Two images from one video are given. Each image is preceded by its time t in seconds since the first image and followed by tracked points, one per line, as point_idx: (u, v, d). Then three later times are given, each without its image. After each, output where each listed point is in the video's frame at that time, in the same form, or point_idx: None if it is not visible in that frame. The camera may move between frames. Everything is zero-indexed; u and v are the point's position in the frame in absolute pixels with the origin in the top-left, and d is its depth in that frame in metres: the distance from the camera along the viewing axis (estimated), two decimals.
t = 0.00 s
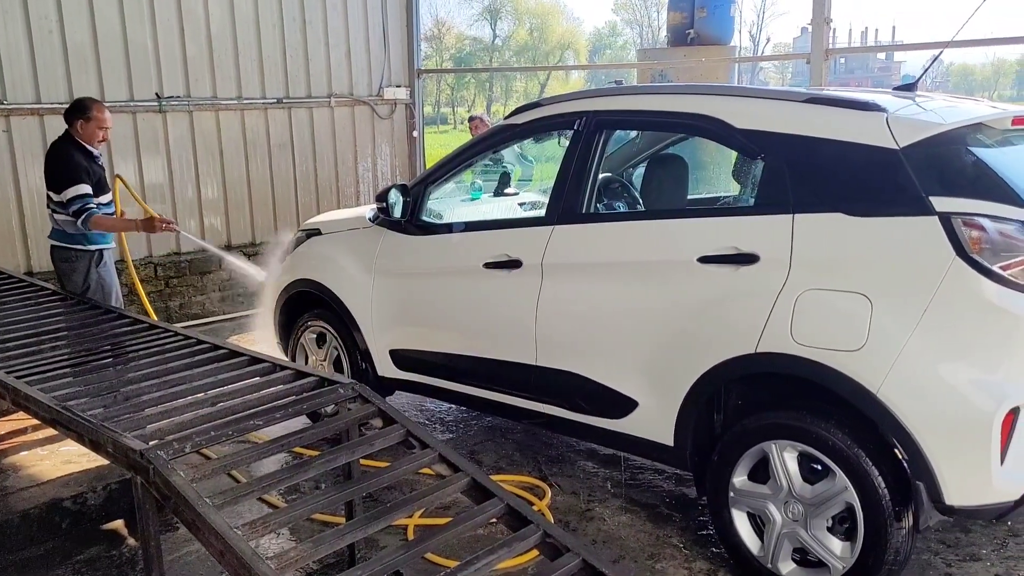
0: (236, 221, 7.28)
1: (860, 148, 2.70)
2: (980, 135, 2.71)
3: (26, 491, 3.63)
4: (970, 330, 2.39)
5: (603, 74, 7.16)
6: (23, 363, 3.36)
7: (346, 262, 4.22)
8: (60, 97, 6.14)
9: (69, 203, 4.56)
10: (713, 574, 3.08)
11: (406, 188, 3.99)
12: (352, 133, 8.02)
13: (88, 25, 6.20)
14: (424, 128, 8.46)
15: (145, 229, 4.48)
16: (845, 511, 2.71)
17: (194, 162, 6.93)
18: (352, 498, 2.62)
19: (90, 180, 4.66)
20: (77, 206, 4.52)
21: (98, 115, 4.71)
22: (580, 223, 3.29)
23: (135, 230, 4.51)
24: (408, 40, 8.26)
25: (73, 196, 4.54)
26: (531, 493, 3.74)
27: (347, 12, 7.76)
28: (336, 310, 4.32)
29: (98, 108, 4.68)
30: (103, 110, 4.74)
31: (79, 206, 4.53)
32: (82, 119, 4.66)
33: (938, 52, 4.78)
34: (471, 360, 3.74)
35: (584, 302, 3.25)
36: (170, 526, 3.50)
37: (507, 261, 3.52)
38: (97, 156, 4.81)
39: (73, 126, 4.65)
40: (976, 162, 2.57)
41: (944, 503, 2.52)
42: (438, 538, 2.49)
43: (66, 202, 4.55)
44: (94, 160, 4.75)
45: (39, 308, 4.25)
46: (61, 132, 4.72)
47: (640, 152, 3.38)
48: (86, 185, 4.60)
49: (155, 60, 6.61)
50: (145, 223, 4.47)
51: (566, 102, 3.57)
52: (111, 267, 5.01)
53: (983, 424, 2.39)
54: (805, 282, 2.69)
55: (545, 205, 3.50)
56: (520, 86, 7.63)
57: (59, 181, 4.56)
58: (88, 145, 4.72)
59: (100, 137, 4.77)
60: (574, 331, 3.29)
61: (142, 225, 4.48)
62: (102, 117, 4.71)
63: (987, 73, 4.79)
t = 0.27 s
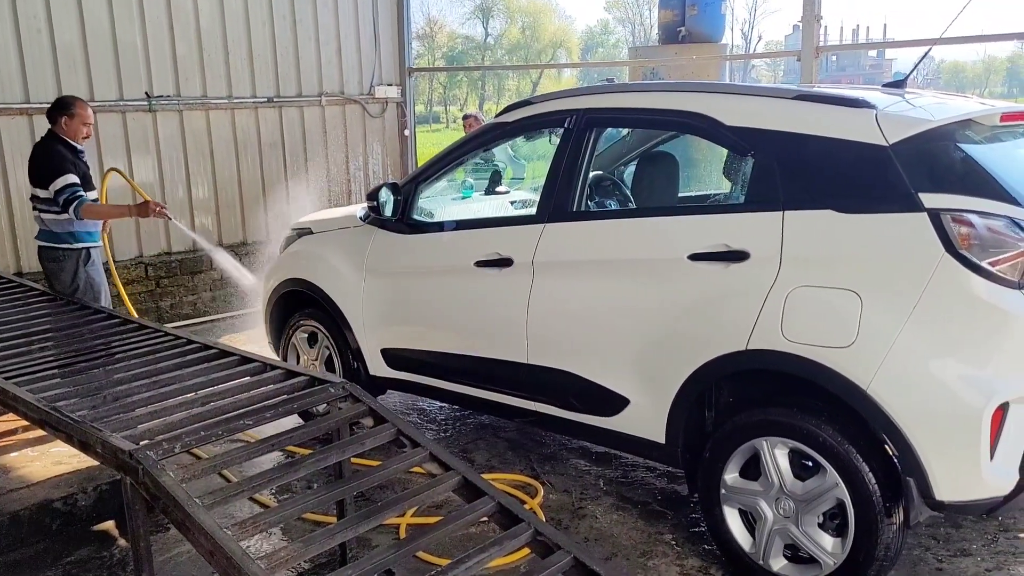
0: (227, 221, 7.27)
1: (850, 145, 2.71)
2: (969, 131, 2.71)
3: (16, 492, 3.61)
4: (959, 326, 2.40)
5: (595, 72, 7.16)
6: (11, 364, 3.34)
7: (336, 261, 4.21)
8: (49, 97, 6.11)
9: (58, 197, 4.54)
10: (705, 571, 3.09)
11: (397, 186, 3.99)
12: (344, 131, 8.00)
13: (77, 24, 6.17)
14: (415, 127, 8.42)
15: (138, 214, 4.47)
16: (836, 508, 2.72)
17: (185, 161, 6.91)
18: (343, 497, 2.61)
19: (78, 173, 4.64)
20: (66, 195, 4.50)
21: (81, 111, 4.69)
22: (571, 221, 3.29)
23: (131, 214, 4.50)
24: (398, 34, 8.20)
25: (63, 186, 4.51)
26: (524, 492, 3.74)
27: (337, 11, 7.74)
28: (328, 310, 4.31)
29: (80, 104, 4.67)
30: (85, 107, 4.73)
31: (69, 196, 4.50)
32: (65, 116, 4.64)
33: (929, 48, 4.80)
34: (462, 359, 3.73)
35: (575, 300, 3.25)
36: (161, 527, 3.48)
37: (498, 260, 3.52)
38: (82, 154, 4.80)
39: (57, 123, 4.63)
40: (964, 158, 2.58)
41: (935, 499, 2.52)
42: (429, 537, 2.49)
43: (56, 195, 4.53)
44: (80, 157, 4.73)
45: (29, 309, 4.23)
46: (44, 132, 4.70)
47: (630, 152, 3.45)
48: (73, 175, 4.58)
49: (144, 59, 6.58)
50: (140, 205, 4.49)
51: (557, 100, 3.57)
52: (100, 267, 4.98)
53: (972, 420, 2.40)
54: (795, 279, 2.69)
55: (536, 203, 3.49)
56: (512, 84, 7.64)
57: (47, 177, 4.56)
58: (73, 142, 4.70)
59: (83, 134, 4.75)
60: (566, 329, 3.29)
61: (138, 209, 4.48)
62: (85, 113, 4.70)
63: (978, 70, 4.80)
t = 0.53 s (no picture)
0: (219, 220, 7.25)
1: (839, 143, 2.72)
2: (957, 129, 2.72)
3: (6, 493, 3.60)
4: (947, 323, 2.41)
5: (587, 71, 7.16)
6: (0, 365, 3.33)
7: (328, 261, 4.21)
8: (38, 97, 6.09)
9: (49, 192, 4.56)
10: (696, 568, 3.10)
11: (388, 185, 3.98)
12: (335, 131, 7.99)
13: (66, 23, 6.15)
14: (407, 126, 8.43)
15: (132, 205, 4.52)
16: (826, 504, 2.73)
17: (175, 160, 6.89)
18: (334, 496, 2.61)
19: (69, 168, 4.66)
20: (59, 187, 4.52)
21: (68, 109, 4.72)
22: (562, 219, 3.30)
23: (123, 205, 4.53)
24: (390, 42, 8.27)
25: (53, 179, 4.53)
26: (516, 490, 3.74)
27: (328, 10, 7.73)
28: (320, 309, 4.31)
29: (67, 103, 4.70)
30: (71, 106, 4.76)
31: (62, 188, 4.53)
32: (53, 115, 4.66)
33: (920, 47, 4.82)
34: (454, 358, 3.74)
35: (566, 298, 3.26)
36: (151, 527, 3.48)
37: (489, 258, 3.52)
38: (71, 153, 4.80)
39: (44, 122, 4.64)
40: (953, 156, 2.59)
41: (923, 495, 2.54)
42: (420, 536, 2.49)
43: (47, 190, 4.55)
44: (69, 154, 4.75)
45: (18, 309, 4.22)
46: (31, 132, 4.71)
47: (621, 150, 3.43)
48: (64, 169, 4.58)
49: (134, 58, 6.56)
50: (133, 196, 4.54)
51: (546, 99, 3.58)
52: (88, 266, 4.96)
53: (961, 416, 2.41)
54: (785, 277, 2.70)
55: (527, 202, 3.49)
56: (504, 83, 7.64)
57: (36, 174, 4.56)
58: (61, 140, 4.72)
59: (71, 132, 4.77)
60: (557, 327, 3.30)
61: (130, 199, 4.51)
62: (72, 111, 4.73)
63: (968, 69, 4.83)
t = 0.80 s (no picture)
0: (215, 219, 7.24)
1: (834, 141, 2.72)
2: (953, 127, 2.73)
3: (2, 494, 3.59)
4: (943, 320, 2.42)
5: (582, 70, 7.16)
6: None
7: (324, 260, 4.20)
8: (32, 96, 6.07)
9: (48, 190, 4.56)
10: (693, 566, 3.10)
11: (384, 184, 3.98)
12: (331, 129, 7.98)
13: (60, 22, 6.13)
14: (402, 125, 8.41)
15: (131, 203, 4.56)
16: (822, 502, 2.73)
17: (171, 160, 6.88)
18: (330, 495, 2.61)
19: (69, 167, 4.65)
20: (56, 183, 4.54)
21: (66, 110, 4.73)
22: (558, 218, 3.30)
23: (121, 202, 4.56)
24: (385, 35, 8.19)
25: (52, 176, 4.52)
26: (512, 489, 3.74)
27: (323, 8, 7.72)
28: (316, 308, 4.30)
29: (64, 104, 4.70)
30: (68, 107, 4.76)
31: (61, 185, 4.56)
32: (51, 115, 4.66)
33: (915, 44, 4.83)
34: (450, 357, 3.73)
35: (563, 297, 3.25)
36: (147, 527, 3.47)
37: (485, 257, 3.52)
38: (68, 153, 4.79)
39: (42, 122, 4.63)
40: (948, 153, 2.59)
41: (919, 492, 2.54)
42: (416, 535, 2.48)
43: (46, 188, 4.55)
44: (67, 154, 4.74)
45: (13, 309, 4.21)
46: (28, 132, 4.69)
47: (615, 149, 3.47)
48: (64, 166, 4.58)
49: (128, 58, 6.54)
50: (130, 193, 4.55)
51: (542, 97, 3.58)
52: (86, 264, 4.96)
53: (957, 413, 2.41)
54: (781, 275, 2.70)
55: (523, 200, 3.49)
56: (500, 81, 7.64)
57: (34, 173, 4.55)
58: (60, 141, 4.72)
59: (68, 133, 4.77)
60: (553, 326, 3.30)
61: (128, 197, 4.54)
62: (69, 112, 4.72)
63: (963, 67, 4.84)
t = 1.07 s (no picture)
0: (209, 218, 7.22)
1: (831, 139, 2.72)
2: (949, 125, 2.73)
3: None
4: (940, 319, 2.42)
5: (577, 69, 7.16)
6: None
7: (319, 259, 4.19)
8: (26, 95, 6.03)
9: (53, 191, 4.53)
10: (690, 565, 3.10)
11: (380, 183, 3.97)
12: (325, 128, 7.96)
13: (54, 21, 6.10)
14: (397, 123, 8.39)
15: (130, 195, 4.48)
16: (819, 500, 2.73)
17: (165, 159, 6.85)
18: (327, 495, 2.60)
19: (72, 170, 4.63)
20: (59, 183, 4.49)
21: (67, 111, 4.75)
22: (555, 217, 3.29)
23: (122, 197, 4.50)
24: (381, 33, 8.17)
25: (56, 178, 4.50)
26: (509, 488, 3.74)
27: (318, 7, 7.70)
28: (311, 307, 4.29)
29: (66, 104, 4.71)
30: (70, 108, 4.78)
31: (62, 186, 4.50)
32: (54, 115, 4.66)
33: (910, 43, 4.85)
34: (447, 356, 3.73)
35: (559, 295, 3.25)
36: (143, 527, 3.45)
37: (482, 256, 3.51)
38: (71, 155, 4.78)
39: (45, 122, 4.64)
40: (944, 152, 2.60)
41: (916, 490, 2.55)
42: (414, 535, 2.48)
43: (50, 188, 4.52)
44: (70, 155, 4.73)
45: (8, 309, 4.18)
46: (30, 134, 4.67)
47: (614, 146, 3.42)
48: (68, 167, 4.58)
49: (123, 56, 6.51)
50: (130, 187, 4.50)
51: (538, 95, 3.57)
52: (89, 263, 4.98)
53: (953, 411, 2.42)
54: (778, 273, 2.70)
55: (519, 199, 3.49)
56: (495, 80, 7.63)
57: (40, 174, 4.54)
58: (62, 141, 4.71)
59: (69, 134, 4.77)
60: (550, 325, 3.29)
61: (128, 189, 4.49)
62: (72, 112, 4.73)
63: (956, 65, 4.85)
